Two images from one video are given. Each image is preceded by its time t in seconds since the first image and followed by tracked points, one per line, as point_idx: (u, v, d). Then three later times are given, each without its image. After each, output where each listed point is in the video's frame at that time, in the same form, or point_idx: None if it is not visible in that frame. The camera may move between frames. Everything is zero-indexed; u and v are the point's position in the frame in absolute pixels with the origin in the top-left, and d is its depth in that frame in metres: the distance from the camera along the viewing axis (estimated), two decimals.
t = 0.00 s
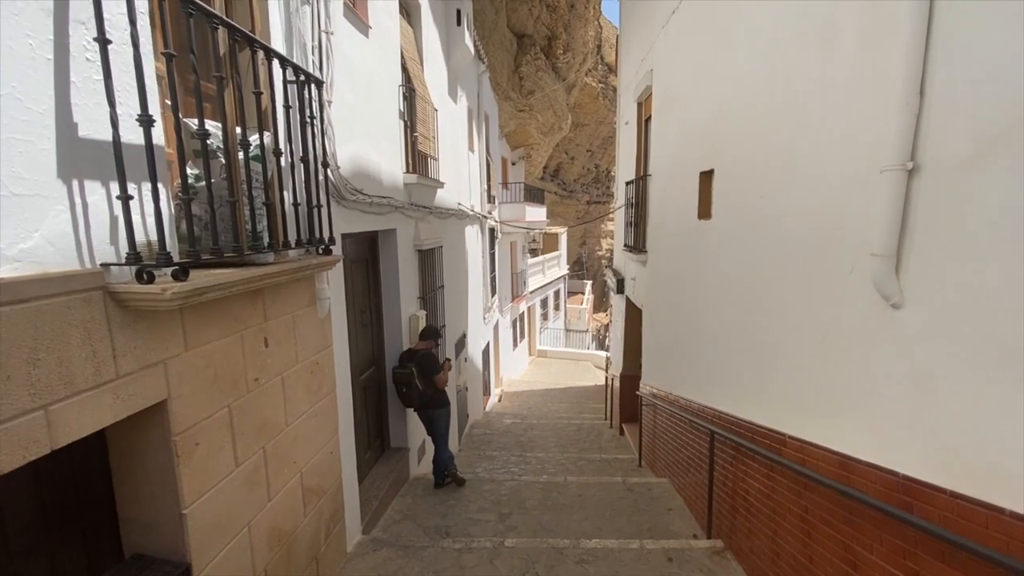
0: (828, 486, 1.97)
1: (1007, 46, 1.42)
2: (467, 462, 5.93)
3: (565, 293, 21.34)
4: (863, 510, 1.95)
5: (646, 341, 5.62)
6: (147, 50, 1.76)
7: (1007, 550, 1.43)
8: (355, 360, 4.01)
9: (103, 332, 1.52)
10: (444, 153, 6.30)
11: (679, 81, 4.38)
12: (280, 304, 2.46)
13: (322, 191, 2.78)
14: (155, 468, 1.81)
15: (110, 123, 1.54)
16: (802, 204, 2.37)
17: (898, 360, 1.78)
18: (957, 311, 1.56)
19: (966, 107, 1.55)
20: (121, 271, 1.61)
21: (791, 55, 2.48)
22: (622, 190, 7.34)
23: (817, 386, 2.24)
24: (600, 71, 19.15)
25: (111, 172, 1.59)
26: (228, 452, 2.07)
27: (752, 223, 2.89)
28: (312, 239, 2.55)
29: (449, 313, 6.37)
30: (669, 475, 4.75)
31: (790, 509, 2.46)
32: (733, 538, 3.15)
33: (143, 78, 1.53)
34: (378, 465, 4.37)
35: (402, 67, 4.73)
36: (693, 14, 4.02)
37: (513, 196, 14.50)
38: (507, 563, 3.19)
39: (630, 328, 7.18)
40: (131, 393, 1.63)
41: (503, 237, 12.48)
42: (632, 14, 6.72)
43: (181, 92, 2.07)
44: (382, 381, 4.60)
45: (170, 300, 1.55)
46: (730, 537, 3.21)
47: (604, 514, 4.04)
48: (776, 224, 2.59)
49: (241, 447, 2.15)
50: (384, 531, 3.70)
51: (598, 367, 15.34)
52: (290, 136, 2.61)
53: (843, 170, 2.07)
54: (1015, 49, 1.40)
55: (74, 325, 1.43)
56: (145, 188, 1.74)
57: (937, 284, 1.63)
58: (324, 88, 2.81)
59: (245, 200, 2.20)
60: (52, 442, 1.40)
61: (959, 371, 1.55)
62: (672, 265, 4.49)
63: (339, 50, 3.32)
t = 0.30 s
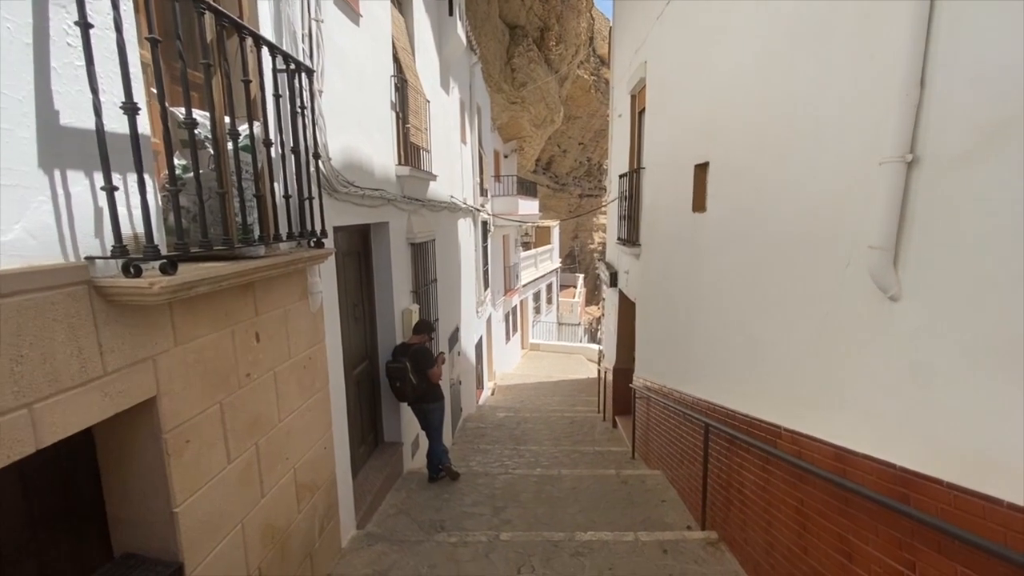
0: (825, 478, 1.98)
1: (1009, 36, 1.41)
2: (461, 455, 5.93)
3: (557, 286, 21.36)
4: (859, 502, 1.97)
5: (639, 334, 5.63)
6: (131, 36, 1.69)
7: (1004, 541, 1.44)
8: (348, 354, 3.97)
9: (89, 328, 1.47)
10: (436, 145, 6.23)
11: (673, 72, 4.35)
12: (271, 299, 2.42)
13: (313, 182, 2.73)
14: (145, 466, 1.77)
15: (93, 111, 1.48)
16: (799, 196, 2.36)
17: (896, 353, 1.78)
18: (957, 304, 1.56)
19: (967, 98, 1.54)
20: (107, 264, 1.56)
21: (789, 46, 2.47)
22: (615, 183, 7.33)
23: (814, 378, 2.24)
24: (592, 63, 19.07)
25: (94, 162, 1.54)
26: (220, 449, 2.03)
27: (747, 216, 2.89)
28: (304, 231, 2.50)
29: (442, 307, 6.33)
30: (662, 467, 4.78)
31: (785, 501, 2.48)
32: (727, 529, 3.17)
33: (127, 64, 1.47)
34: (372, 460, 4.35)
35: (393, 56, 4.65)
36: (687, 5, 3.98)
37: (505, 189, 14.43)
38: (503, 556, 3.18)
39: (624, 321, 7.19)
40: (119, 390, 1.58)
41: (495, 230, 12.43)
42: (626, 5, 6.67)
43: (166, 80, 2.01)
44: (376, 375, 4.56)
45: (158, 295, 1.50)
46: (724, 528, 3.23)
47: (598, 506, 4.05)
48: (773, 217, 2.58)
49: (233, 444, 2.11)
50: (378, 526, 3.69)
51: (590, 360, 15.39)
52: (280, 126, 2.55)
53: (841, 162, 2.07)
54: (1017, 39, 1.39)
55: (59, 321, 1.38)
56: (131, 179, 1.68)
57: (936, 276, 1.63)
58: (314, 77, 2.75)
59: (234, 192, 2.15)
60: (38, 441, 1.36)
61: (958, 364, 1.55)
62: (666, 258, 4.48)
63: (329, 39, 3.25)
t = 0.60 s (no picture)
0: (823, 472, 1.99)
1: (1011, 29, 1.41)
2: (454, 451, 5.91)
3: (549, 281, 21.37)
4: (856, 496, 1.98)
5: (632, 329, 5.64)
6: (117, 23, 1.63)
7: (1002, 534, 1.46)
8: (341, 350, 3.92)
9: (76, 325, 1.43)
10: (428, 139, 6.16)
11: (668, 66, 4.33)
12: (263, 295, 2.37)
13: (305, 176, 2.68)
14: (135, 466, 1.73)
15: (78, 100, 1.43)
16: (797, 191, 2.36)
17: (894, 348, 1.78)
18: (957, 299, 1.56)
19: (968, 92, 1.53)
20: (93, 260, 1.51)
21: (786, 39, 2.46)
22: (608, 178, 7.31)
23: (811, 372, 2.25)
24: (584, 58, 19.01)
25: (80, 154, 1.49)
26: (212, 448, 1.99)
27: (744, 211, 2.88)
28: (296, 225, 2.46)
29: (435, 302, 6.29)
30: (656, 461, 4.79)
31: (781, 495, 2.50)
32: (722, 523, 3.19)
33: (113, 52, 1.41)
34: (365, 457, 4.31)
35: (385, 48, 4.58)
36: None
37: (497, 184, 14.37)
38: (498, 552, 3.17)
39: (616, 316, 7.20)
40: (108, 389, 1.54)
41: (487, 225, 12.38)
42: None
43: (153, 69, 1.95)
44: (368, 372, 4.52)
45: (147, 291, 1.46)
46: (718, 522, 3.25)
47: (592, 501, 4.06)
48: (770, 212, 2.58)
49: (226, 443, 2.08)
50: (372, 523, 3.66)
51: (582, 355, 15.43)
52: (271, 118, 2.49)
53: (840, 157, 2.06)
54: (1019, 33, 1.39)
55: (44, 319, 1.34)
56: (117, 171, 1.63)
57: (936, 271, 1.63)
58: (305, 68, 2.69)
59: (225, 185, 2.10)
60: (23, 443, 1.31)
61: (957, 359, 1.56)
62: (661, 253, 4.48)
63: (320, 29, 3.19)
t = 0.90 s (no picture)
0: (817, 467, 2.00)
1: (1008, 27, 1.41)
2: (447, 448, 5.89)
3: (540, 278, 21.38)
4: (851, 491, 2.00)
5: (625, 326, 5.65)
6: (102, 11, 1.58)
7: (997, 527, 1.47)
8: (332, 348, 3.89)
9: (61, 323, 1.38)
10: (419, 134, 6.10)
11: (661, 62, 4.33)
12: (254, 292, 2.33)
13: (296, 170, 2.63)
14: (124, 467, 1.68)
15: (62, 90, 1.38)
16: (793, 187, 2.37)
17: (890, 343, 1.80)
18: (954, 295, 1.57)
19: (966, 89, 1.54)
20: (79, 256, 1.47)
21: (782, 36, 2.46)
22: (600, 174, 7.31)
23: (806, 368, 2.26)
24: (575, 54, 18.97)
25: (64, 146, 1.44)
26: (203, 448, 1.95)
27: (738, 207, 2.89)
28: (288, 221, 2.41)
29: (427, 299, 6.25)
30: (648, 457, 4.82)
31: (774, 489, 2.52)
32: (715, 518, 3.21)
33: (98, 40, 1.36)
34: (357, 455, 4.28)
35: (376, 41, 4.53)
36: None
37: (488, 180, 14.31)
38: (493, 549, 3.16)
39: (608, 312, 7.21)
40: (95, 389, 1.50)
41: (478, 222, 12.34)
42: None
43: (141, 60, 1.90)
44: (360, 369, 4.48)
45: (136, 288, 1.42)
46: (711, 517, 3.27)
47: (586, 497, 4.07)
48: (765, 209, 2.59)
49: (217, 442, 2.04)
50: (365, 521, 3.64)
51: (573, 351, 15.47)
52: (261, 111, 2.44)
53: (836, 154, 2.07)
54: (1016, 30, 1.39)
55: (28, 316, 1.29)
56: (103, 164, 1.58)
57: (932, 267, 1.65)
58: (296, 60, 2.64)
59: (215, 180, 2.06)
60: (7, 445, 1.27)
61: (953, 355, 1.58)
62: (654, 249, 4.49)
63: (311, 21, 3.14)
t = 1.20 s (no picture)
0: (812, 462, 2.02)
1: (1005, 23, 1.42)
2: (440, 445, 5.87)
3: (532, 274, 21.38)
4: (845, 485, 2.02)
5: (618, 322, 5.67)
6: None
7: (991, 520, 1.49)
8: (324, 345, 3.85)
9: (48, 320, 1.34)
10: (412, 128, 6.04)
11: (655, 58, 4.33)
12: (246, 287, 2.29)
13: (289, 164, 2.59)
14: (114, 467, 1.65)
15: (47, 79, 1.34)
16: (788, 183, 2.37)
17: (887, 339, 1.81)
18: (950, 291, 1.59)
19: (963, 85, 1.55)
20: (65, 250, 1.43)
21: (778, 32, 2.46)
22: (593, 170, 7.31)
23: (802, 363, 2.28)
24: (567, 49, 18.92)
25: (49, 137, 1.40)
26: (195, 446, 1.92)
27: (733, 204, 2.89)
28: (280, 216, 2.37)
29: (419, 295, 6.21)
30: (641, 452, 4.84)
31: (768, 483, 2.54)
32: (708, 512, 3.23)
33: (85, 28, 1.32)
34: (350, 452, 4.25)
35: (368, 34, 4.47)
36: None
37: (480, 175, 14.25)
38: (488, 546, 3.15)
39: (601, 309, 7.21)
40: (84, 387, 1.46)
41: (471, 218, 12.29)
42: None
43: (129, 50, 1.85)
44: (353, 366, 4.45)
45: (125, 283, 1.38)
46: (704, 511, 3.29)
47: (580, 493, 4.07)
48: (761, 205, 2.59)
49: (209, 441, 2.00)
50: (358, 519, 3.62)
51: (565, 347, 15.50)
52: (252, 103, 2.40)
53: (832, 150, 2.08)
54: (1013, 26, 1.40)
55: (13, 313, 1.25)
56: (91, 156, 1.54)
57: (929, 263, 1.66)
58: (288, 52, 2.59)
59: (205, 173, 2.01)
60: None
61: (949, 350, 1.59)
62: (648, 245, 4.50)
63: (302, 12, 3.08)
